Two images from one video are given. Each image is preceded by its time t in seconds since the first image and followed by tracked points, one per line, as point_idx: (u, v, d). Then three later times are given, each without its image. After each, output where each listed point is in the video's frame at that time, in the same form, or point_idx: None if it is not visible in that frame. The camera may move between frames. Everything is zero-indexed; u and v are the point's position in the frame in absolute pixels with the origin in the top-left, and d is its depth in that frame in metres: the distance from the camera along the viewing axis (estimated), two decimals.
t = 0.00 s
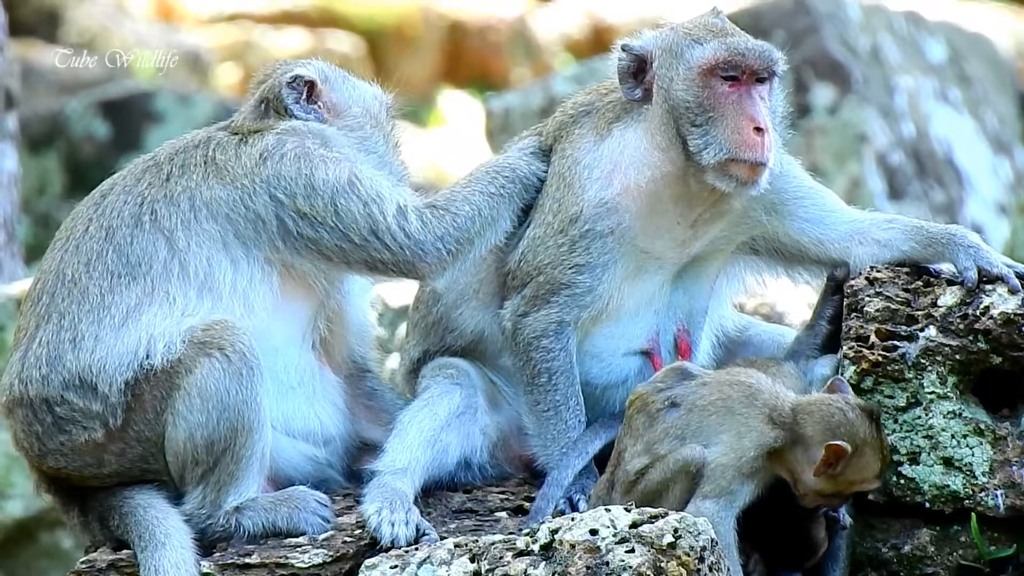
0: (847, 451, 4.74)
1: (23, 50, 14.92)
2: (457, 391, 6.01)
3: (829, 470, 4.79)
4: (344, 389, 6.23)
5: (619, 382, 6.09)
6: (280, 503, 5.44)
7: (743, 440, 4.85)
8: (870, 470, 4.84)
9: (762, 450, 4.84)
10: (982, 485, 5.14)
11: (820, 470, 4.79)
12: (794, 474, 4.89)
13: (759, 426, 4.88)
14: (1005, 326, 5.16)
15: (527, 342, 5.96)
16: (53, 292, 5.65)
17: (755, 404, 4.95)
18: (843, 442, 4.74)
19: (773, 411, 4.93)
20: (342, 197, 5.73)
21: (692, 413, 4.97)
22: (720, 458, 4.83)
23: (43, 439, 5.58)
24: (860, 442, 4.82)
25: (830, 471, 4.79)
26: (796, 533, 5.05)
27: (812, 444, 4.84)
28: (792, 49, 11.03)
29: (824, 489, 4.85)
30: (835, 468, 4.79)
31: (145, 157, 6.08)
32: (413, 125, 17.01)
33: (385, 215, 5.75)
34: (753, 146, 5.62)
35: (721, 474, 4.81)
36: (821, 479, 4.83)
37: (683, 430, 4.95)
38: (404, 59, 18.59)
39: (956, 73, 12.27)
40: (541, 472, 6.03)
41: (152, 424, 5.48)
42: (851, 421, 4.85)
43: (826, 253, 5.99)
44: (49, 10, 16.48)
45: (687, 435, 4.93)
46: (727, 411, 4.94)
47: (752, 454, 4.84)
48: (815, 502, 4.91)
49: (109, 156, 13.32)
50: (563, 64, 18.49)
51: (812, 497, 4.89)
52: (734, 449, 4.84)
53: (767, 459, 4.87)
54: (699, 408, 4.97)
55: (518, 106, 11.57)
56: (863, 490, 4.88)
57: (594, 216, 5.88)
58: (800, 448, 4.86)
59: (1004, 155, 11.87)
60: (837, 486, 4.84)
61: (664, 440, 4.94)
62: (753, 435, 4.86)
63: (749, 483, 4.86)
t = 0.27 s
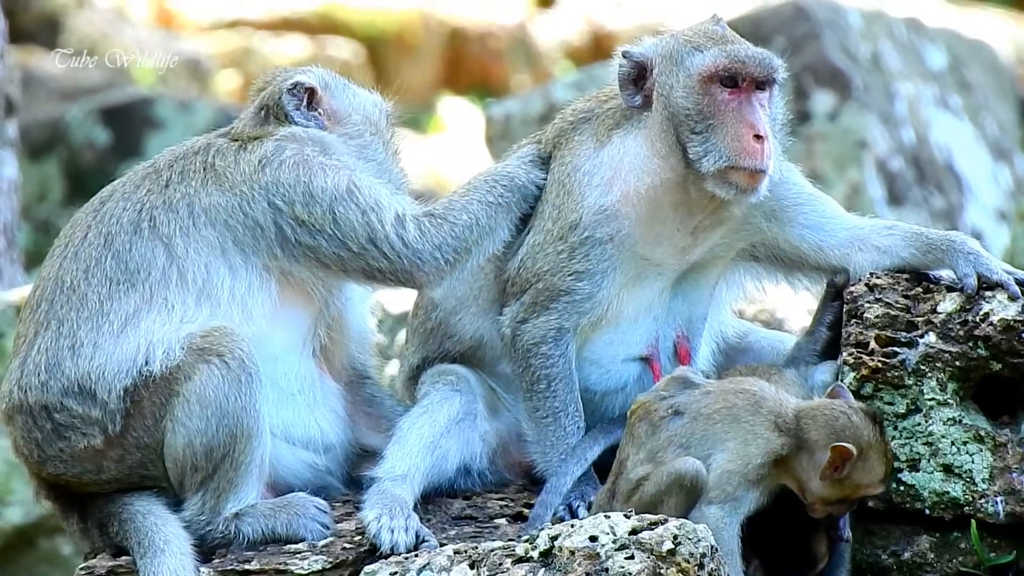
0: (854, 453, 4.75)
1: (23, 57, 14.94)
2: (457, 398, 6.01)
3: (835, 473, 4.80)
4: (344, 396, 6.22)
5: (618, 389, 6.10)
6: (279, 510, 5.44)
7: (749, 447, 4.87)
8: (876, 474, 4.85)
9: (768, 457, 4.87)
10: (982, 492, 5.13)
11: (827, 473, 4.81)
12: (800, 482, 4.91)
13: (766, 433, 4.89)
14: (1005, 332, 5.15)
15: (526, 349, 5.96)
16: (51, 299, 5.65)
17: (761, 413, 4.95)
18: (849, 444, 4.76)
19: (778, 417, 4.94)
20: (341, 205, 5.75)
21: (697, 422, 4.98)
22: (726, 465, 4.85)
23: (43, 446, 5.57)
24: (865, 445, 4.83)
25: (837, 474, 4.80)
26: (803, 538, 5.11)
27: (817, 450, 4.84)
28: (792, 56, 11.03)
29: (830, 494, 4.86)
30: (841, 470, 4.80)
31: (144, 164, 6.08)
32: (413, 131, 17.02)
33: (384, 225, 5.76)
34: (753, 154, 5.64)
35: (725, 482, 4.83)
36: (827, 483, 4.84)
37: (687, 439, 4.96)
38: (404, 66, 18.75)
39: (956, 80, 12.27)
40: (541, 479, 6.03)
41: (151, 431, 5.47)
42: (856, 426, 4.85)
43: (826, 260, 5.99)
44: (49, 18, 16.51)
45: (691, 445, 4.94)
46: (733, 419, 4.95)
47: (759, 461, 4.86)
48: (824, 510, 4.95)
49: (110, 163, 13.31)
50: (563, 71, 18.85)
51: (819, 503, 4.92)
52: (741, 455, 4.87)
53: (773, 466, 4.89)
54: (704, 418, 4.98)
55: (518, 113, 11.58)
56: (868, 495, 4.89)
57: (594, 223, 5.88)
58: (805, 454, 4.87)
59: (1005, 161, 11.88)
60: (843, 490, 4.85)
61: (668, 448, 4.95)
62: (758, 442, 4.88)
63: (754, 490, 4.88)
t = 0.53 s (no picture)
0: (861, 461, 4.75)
1: (23, 66, 14.95)
2: (458, 407, 6.01)
3: (843, 482, 4.79)
4: (343, 405, 6.23)
5: (615, 396, 6.09)
6: (278, 519, 5.44)
7: (755, 456, 4.88)
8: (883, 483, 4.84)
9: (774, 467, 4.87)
10: (981, 500, 5.14)
11: (835, 482, 4.80)
12: (804, 493, 4.90)
13: (773, 443, 4.90)
14: (1004, 340, 5.15)
15: (524, 358, 5.96)
16: (57, 301, 5.66)
17: (767, 423, 4.97)
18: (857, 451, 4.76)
19: (784, 428, 4.95)
20: (348, 217, 5.73)
21: (702, 432, 5.01)
22: (731, 474, 4.87)
23: (43, 450, 5.57)
24: (872, 453, 4.82)
25: (844, 482, 4.79)
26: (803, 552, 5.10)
27: (824, 458, 4.84)
28: (792, 64, 11.05)
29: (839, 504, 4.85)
30: (849, 479, 4.80)
31: (150, 172, 6.10)
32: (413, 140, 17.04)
33: (395, 236, 5.72)
34: (752, 163, 5.63)
35: (730, 490, 4.83)
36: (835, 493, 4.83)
37: (692, 450, 4.98)
38: (405, 76, 18.84)
39: (955, 88, 12.28)
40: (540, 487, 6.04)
41: (150, 438, 5.48)
42: (861, 434, 4.85)
43: (824, 268, 6.00)
44: (48, 26, 16.51)
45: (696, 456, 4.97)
46: (738, 428, 4.98)
47: (766, 470, 4.86)
48: (827, 523, 4.94)
49: (109, 172, 13.31)
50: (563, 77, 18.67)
51: (823, 515, 4.91)
52: (745, 464, 4.88)
53: (777, 477, 4.89)
54: (710, 428, 5.01)
55: (517, 121, 11.59)
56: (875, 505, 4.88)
57: (591, 231, 5.90)
58: (812, 464, 4.86)
59: (1004, 170, 11.89)
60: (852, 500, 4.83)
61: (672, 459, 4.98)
62: (764, 452, 4.89)
63: (758, 500, 4.88)
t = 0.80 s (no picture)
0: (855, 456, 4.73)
1: (22, 67, 14.96)
2: (456, 407, 6.01)
3: (835, 477, 4.77)
4: (344, 405, 6.23)
5: (618, 397, 6.10)
6: (277, 518, 5.43)
7: (747, 454, 4.89)
8: (875, 482, 4.82)
9: (766, 465, 4.87)
10: (980, 500, 5.14)
11: (826, 477, 4.77)
12: (796, 491, 4.89)
13: (765, 440, 4.91)
14: (1004, 340, 5.14)
15: (525, 356, 5.96)
16: (56, 303, 5.65)
17: (759, 420, 4.98)
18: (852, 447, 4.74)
19: (778, 424, 4.96)
20: (341, 204, 5.77)
21: (692, 432, 5.03)
22: (723, 473, 4.87)
23: (45, 448, 5.57)
24: (866, 452, 4.81)
25: (837, 478, 4.77)
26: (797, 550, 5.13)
27: (819, 452, 4.82)
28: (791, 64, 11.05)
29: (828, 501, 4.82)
30: (841, 475, 4.77)
31: (146, 171, 6.09)
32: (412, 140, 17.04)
33: (387, 219, 5.79)
34: (755, 161, 5.62)
35: (723, 490, 4.83)
36: (826, 489, 4.80)
37: (682, 448, 5.01)
38: (404, 75, 18.98)
39: (955, 88, 12.29)
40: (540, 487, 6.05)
41: (152, 437, 5.48)
42: (858, 432, 4.85)
43: (826, 266, 6.00)
44: (48, 26, 16.52)
45: (686, 455, 4.99)
46: (728, 427, 4.99)
47: (756, 467, 4.87)
48: (818, 521, 4.93)
49: (108, 171, 13.31)
50: (562, 80, 18.90)
51: (815, 513, 4.89)
52: (738, 463, 4.88)
53: (770, 474, 4.90)
54: (700, 427, 5.03)
55: (516, 121, 11.60)
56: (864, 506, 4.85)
57: (594, 230, 5.89)
58: (806, 460, 4.84)
59: (1003, 169, 11.90)
60: (841, 498, 4.81)
61: (663, 458, 5.00)
62: (756, 449, 4.90)
63: (751, 498, 4.88)
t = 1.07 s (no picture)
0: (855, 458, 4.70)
1: (22, 67, 14.97)
2: (456, 407, 6.01)
3: (832, 477, 4.74)
4: (343, 406, 6.23)
5: (619, 398, 6.10)
6: (277, 518, 5.43)
7: (742, 453, 4.89)
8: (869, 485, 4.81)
9: (761, 463, 4.86)
10: (980, 499, 5.13)
11: (824, 475, 4.74)
12: (791, 485, 4.86)
13: (760, 438, 4.90)
14: (1004, 340, 5.15)
15: (525, 358, 5.95)
16: (51, 305, 5.65)
17: (754, 418, 4.98)
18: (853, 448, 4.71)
19: (776, 421, 4.93)
20: (336, 209, 5.77)
21: (687, 432, 5.04)
22: (720, 472, 4.88)
23: (44, 450, 5.56)
24: (866, 454, 4.78)
25: (834, 479, 4.74)
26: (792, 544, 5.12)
27: (818, 450, 4.79)
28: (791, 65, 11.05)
29: (819, 498, 4.81)
30: (839, 476, 4.75)
31: (141, 173, 6.07)
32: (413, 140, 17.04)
33: (381, 229, 5.79)
34: (755, 164, 5.61)
35: (719, 490, 4.84)
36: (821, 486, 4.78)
37: (678, 449, 5.03)
38: (404, 76, 18.96)
39: (955, 89, 12.28)
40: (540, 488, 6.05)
41: (150, 439, 5.48)
42: (859, 432, 4.82)
43: (826, 267, 6.00)
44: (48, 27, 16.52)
45: (682, 455, 5.01)
46: (723, 426, 4.99)
47: (752, 466, 4.87)
48: (808, 515, 4.91)
49: (108, 172, 13.31)
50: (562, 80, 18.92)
51: (806, 507, 4.87)
52: (733, 462, 4.88)
53: (767, 471, 4.88)
54: (695, 427, 5.04)
55: (517, 121, 11.60)
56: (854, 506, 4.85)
57: (594, 232, 5.89)
58: (804, 456, 4.81)
59: (1003, 170, 11.90)
60: (833, 496, 4.80)
61: (658, 459, 5.04)
62: (751, 447, 4.89)
63: (748, 496, 4.88)
